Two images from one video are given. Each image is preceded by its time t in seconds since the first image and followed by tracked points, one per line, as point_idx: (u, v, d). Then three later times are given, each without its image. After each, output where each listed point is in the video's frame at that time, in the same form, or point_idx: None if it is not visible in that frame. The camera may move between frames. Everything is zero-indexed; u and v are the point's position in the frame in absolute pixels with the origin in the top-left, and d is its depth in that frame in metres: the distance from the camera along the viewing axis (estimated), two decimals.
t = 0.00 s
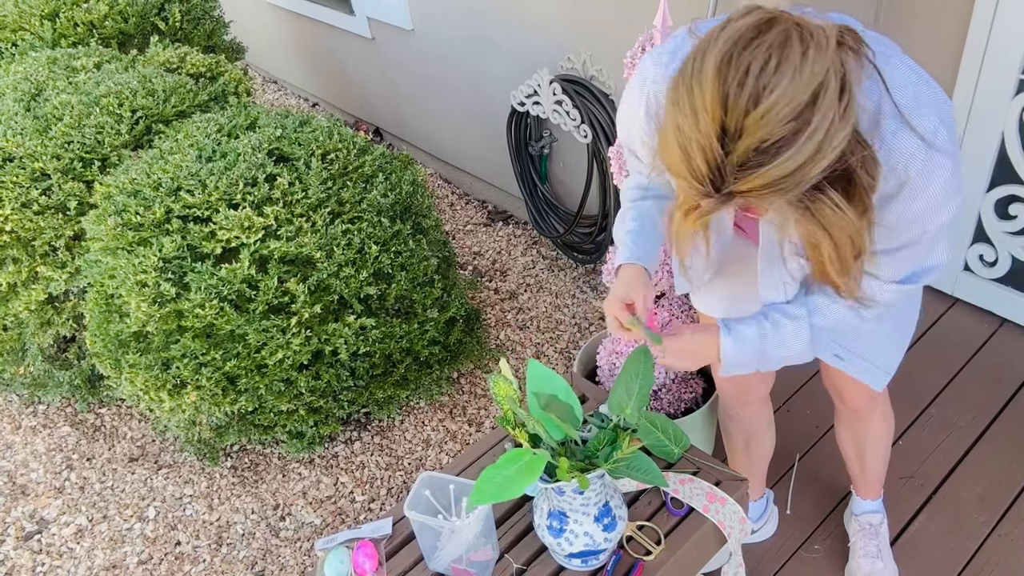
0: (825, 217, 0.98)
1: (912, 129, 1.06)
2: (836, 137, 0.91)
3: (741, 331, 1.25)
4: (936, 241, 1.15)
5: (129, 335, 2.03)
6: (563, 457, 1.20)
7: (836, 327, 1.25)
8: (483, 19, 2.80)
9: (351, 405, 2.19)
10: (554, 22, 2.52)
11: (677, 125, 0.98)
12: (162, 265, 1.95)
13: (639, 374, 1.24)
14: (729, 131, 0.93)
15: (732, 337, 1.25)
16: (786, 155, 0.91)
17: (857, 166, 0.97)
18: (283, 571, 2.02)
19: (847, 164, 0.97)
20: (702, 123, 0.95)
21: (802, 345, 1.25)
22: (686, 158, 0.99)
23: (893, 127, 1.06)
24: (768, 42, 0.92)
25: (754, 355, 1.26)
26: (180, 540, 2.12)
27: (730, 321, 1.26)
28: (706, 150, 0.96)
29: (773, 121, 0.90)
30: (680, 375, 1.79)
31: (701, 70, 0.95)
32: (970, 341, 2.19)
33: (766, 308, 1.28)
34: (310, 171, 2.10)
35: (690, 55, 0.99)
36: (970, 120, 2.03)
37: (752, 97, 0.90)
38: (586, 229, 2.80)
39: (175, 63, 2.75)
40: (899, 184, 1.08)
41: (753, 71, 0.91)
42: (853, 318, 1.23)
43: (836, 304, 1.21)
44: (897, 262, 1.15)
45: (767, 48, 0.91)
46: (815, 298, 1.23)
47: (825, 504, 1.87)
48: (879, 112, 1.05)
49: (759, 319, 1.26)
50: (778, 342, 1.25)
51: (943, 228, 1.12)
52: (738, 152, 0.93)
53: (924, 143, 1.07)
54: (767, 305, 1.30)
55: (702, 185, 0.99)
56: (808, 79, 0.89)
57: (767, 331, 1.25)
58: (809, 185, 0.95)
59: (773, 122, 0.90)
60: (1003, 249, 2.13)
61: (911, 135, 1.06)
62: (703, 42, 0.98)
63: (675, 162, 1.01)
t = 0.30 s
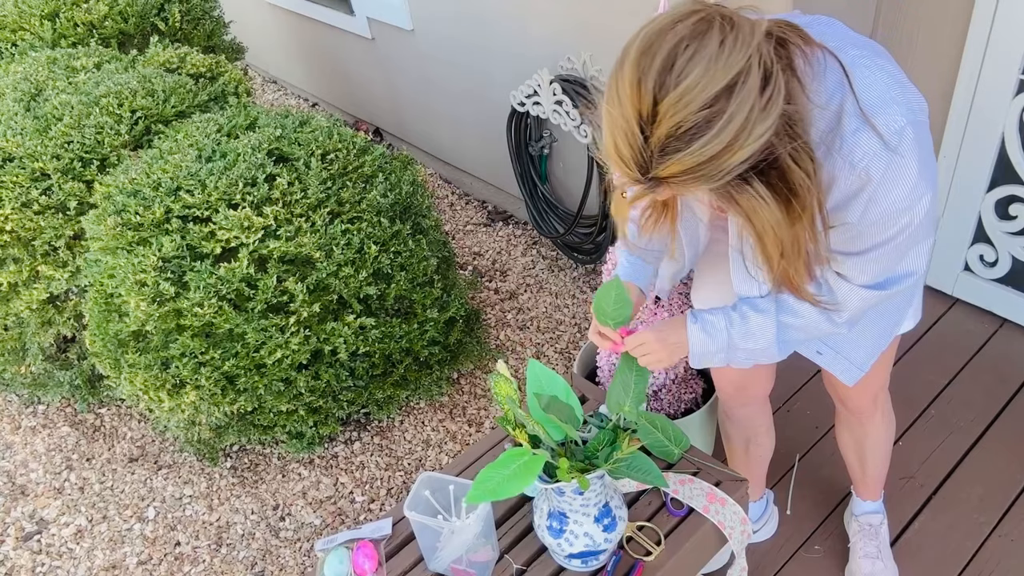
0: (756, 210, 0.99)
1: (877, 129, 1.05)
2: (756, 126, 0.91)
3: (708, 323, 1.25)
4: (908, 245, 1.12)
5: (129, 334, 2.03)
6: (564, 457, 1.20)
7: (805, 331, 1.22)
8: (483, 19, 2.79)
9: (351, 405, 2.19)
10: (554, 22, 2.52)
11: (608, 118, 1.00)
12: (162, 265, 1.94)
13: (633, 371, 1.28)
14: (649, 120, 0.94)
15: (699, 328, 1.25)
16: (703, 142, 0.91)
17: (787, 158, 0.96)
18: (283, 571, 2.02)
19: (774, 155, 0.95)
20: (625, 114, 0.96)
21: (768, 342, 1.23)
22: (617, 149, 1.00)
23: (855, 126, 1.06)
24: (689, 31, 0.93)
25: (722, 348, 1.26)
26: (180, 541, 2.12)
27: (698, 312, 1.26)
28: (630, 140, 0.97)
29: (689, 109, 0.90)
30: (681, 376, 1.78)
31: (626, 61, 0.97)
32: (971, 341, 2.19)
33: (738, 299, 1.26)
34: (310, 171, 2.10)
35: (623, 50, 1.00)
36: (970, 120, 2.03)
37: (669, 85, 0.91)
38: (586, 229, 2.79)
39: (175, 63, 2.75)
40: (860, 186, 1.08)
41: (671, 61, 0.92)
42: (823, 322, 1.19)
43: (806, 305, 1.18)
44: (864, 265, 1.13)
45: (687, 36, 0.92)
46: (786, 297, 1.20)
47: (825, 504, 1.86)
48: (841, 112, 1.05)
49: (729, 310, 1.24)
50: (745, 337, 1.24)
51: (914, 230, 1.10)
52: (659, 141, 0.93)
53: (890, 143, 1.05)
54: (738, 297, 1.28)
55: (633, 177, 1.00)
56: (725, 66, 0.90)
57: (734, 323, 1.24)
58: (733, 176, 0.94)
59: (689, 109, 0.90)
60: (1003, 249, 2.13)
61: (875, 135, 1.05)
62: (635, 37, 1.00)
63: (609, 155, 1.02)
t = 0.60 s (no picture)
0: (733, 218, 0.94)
1: (848, 137, 1.03)
2: (695, 140, 0.88)
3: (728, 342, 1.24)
4: (905, 247, 1.09)
5: (129, 334, 2.03)
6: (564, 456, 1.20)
7: (823, 336, 1.21)
8: (483, 19, 2.80)
9: (351, 404, 2.19)
10: (554, 22, 2.52)
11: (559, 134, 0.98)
12: (163, 264, 1.95)
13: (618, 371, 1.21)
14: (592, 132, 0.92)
15: (723, 348, 1.24)
16: (640, 154, 0.88)
17: (737, 169, 0.91)
18: (284, 570, 2.02)
19: (723, 166, 0.91)
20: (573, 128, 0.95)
21: (789, 352, 1.22)
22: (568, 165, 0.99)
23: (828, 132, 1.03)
24: (633, 44, 0.91)
25: (747, 361, 1.25)
26: (180, 540, 2.13)
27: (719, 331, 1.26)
28: (577, 155, 0.95)
29: (626, 121, 0.88)
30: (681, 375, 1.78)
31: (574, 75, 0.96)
32: (971, 340, 2.19)
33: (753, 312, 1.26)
34: (310, 171, 2.10)
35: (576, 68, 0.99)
36: (970, 120, 2.03)
37: (608, 97, 0.90)
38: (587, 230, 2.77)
39: (175, 63, 2.75)
40: (833, 196, 1.06)
41: (611, 75, 0.90)
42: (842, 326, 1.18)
43: (817, 311, 1.18)
44: (864, 269, 1.12)
45: (630, 50, 0.90)
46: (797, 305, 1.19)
47: (825, 504, 1.87)
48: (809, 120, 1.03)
49: (747, 325, 1.24)
50: (765, 350, 1.23)
51: (908, 233, 1.07)
52: (600, 154, 0.91)
53: (864, 150, 1.03)
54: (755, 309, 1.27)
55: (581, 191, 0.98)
56: (663, 77, 0.87)
57: (754, 337, 1.23)
58: (680, 185, 0.91)
59: (626, 120, 0.88)
60: (1003, 249, 2.13)
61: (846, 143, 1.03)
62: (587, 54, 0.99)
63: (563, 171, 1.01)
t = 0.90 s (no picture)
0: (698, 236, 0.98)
1: (829, 149, 1.03)
2: (664, 164, 0.87)
3: (702, 365, 1.20)
4: (885, 262, 1.08)
5: (128, 334, 2.03)
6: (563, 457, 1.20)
7: (803, 359, 1.18)
8: (482, 20, 2.80)
9: (351, 405, 2.19)
10: (554, 21, 2.52)
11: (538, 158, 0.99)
12: (162, 265, 1.94)
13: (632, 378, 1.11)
14: (564, 158, 0.92)
15: (695, 372, 1.20)
16: (610, 180, 0.88)
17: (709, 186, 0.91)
18: (283, 571, 2.02)
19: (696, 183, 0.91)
20: (547, 154, 0.95)
21: (768, 376, 1.18)
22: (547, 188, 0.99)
23: (810, 144, 1.03)
24: (601, 69, 0.90)
25: (723, 386, 1.21)
26: (180, 541, 2.12)
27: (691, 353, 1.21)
28: (555, 181, 0.95)
29: (595, 148, 0.88)
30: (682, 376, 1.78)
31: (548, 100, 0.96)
32: (971, 341, 2.19)
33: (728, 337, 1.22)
34: (309, 171, 2.10)
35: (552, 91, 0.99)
36: (970, 120, 2.03)
37: (577, 124, 0.90)
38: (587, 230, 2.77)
39: (174, 63, 2.75)
40: (813, 209, 1.06)
41: (580, 101, 0.90)
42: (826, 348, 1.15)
43: (798, 332, 1.16)
44: (841, 285, 1.11)
45: (598, 74, 0.90)
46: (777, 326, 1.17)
47: (825, 504, 1.86)
48: (790, 133, 1.03)
49: (722, 349, 1.20)
50: (741, 373, 1.19)
51: (887, 249, 1.06)
52: (573, 179, 0.91)
53: (844, 164, 1.03)
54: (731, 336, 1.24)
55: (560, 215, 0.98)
56: (630, 102, 0.87)
57: (728, 362, 1.19)
58: (654, 207, 0.91)
59: (596, 148, 0.88)
60: (1003, 249, 2.13)
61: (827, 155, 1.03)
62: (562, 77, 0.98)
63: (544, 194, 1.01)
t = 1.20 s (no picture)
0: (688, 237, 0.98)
1: (824, 148, 1.03)
2: (659, 167, 0.88)
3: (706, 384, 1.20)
4: (877, 260, 1.08)
5: (129, 335, 2.03)
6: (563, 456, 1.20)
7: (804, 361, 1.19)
8: (482, 20, 2.80)
9: (351, 405, 2.19)
10: (554, 21, 2.53)
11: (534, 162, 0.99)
12: (163, 265, 1.95)
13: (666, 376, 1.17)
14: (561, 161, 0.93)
15: (700, 390, 1.20)
16: (606, 182, 0.89)
17: (703, 187, 0.92)
18: (284, 570, 2.03)
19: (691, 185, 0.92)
20: (543, 158, 0.96)
21: (771, 385, 1.19)
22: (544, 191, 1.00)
23: (805, 142, 1.04)
24: (596, 72, 0.91)
25: (729, 399, 1.21)
26: (180, 540, 2.13)
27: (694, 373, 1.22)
28: (551, 184, 0.96)
29: (590, 151, 0.89)
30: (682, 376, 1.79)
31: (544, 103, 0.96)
32: (971, 340, 2.19)
33: (727, 350, 1.23)
34: (310, 171, 2.10)
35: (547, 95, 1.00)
36: (970, 120, 2.03)
37: (573, 128, 0.90)
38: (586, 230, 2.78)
39: (175, 63, 2.75)
40: (807, 208, 1.07)
41: (575, 104, 0.91)
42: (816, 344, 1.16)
43: (795, 335, 1.17)
44: (831, 282, 1.12)
45: (593, 78, 0.91)
46: (776, 332, 1.18)
47: (825, 504, 1.87)
48: (785, 132, 1.04)
49: (724, 364, 1.21)
50: (745, 386, 1.20)
51: (878, 247, 1.07)
52: (569, 182, 0.92)
53: (838, 161, 1.03)
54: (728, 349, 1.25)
55: (556, 217, 0.99)
56: (625, 105, 0.88)
57: (733, 376, 1.20)
58: (651, 209, 0.92)
59: (592, 151, 0.89)
60: (1003, 249, 2.13)
61: (823, 153, 1.03)
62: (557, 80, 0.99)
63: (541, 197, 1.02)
